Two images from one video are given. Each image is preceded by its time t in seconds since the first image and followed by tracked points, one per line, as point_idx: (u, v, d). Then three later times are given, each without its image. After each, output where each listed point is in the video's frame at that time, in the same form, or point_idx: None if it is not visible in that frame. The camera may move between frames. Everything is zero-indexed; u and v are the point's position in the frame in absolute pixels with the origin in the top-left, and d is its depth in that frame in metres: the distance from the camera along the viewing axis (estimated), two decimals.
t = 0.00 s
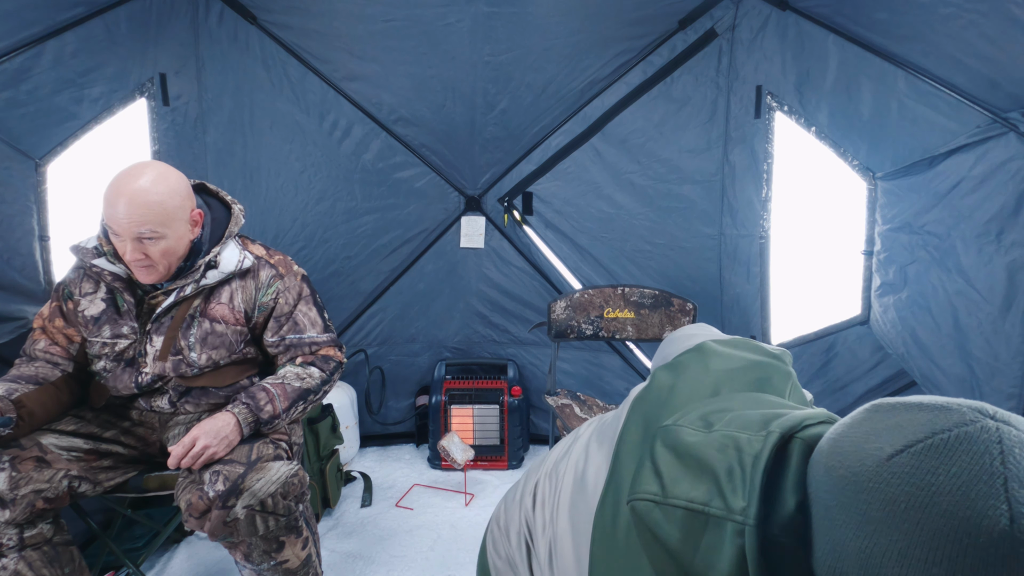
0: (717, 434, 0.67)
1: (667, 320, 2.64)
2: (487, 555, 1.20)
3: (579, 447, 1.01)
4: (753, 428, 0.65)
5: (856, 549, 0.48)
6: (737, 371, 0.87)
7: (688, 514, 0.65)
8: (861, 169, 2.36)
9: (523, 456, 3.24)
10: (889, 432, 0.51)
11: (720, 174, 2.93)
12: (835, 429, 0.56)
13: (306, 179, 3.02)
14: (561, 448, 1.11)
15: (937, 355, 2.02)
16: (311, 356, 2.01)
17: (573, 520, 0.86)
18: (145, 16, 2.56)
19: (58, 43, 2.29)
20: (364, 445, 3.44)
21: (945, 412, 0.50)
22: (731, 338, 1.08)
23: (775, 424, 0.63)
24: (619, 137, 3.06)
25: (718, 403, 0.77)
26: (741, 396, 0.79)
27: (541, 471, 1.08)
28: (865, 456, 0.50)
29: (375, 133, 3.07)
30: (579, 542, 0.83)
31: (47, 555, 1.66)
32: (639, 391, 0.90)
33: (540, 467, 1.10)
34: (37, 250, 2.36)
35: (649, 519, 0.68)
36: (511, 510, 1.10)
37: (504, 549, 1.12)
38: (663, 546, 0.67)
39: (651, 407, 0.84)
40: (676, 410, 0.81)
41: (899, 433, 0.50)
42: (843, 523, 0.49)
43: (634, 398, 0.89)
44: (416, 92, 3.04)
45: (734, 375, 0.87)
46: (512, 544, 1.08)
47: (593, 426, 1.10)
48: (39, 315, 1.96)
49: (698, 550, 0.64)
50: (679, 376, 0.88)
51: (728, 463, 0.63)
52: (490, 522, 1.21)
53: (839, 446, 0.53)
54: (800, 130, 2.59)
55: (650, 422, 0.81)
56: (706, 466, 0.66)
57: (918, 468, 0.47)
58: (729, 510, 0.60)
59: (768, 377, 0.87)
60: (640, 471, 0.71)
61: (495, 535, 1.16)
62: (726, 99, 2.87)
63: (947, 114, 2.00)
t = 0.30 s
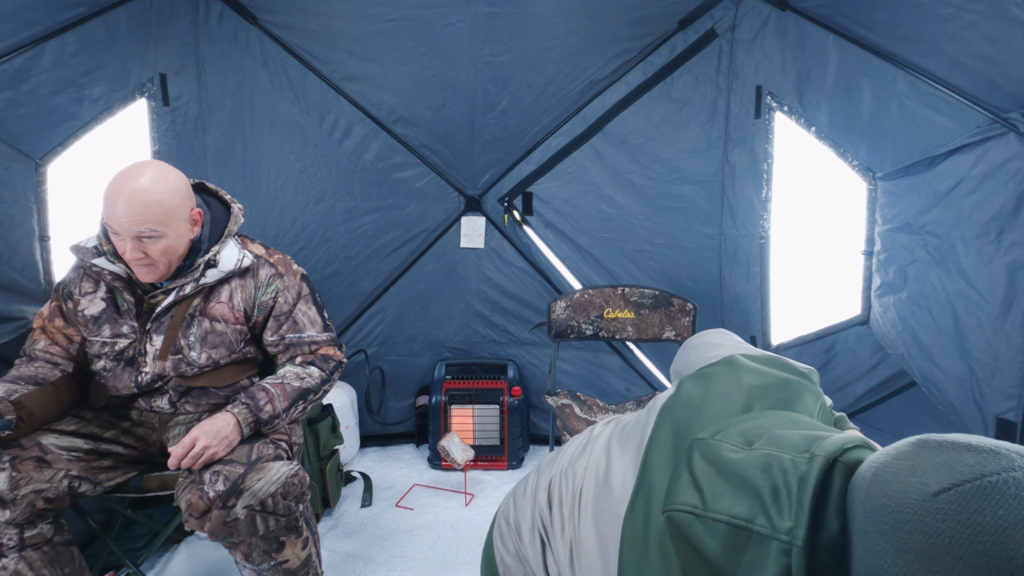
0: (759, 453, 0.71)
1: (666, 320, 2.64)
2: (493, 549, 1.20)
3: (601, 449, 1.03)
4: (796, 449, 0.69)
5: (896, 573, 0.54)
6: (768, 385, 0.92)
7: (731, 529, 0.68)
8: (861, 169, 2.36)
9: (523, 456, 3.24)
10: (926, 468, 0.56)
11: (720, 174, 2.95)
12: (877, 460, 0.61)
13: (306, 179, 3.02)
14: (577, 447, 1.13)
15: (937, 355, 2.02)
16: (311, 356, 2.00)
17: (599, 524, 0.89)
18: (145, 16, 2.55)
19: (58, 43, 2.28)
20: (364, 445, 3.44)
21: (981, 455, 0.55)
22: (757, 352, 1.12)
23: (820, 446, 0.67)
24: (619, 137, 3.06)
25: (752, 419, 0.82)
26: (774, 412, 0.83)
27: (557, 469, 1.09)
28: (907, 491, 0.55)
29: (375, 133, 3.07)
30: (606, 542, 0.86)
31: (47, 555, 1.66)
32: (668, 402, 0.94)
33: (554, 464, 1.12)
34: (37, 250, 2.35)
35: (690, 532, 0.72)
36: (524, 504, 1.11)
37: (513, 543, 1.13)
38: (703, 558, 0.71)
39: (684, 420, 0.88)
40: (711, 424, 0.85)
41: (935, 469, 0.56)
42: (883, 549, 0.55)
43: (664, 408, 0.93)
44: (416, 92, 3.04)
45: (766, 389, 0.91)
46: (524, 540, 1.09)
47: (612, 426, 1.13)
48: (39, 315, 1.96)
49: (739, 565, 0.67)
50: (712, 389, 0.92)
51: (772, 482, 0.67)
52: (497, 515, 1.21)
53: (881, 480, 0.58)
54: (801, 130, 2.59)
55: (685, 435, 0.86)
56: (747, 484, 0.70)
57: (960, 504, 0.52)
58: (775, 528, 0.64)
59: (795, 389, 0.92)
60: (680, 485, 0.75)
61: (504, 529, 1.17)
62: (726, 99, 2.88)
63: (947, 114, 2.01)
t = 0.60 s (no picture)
0: (762, 489, 0.73)
1: (666, 320, 2.64)
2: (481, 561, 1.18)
3: (597, 467, 1.02)
4: (798, 485, 0.70)
5: None
6: (766, 408, 0.92)
7: (734, 570, 0.69)
8: (861, 169, 2.36)
9: (523, 456, 3.24)
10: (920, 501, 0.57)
11: (720, 174, 2.94)
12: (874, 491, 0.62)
13: (306, 179, 3.02)
14: (570, 462, 1.11)
15: (937, 355, 2.02)
16: (307, 354, 1.98)
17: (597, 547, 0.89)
18: (145, 16, 2.55)
19: (58, 43, 2.27)
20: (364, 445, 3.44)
21: (972, 484, 0.55)
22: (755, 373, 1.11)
23: (823, 483, 0.69)
24: (619, 137, 3.06)
25: (752, 448, 0.83)
26: (773, 441, 0.84)
27: (550, 484, 1.07)
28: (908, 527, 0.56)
29: (375, 133, 3.07)
30: (603, 567, 0.86)
31: (47, 555, 1.66)
32: (667, 424, 0.94)
33: (547, 477, 1.10)
34: (37, 250, 2.35)
35: (692, 569, 0.73)
36: (516, 518, 1.08)
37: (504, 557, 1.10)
38: None
39: (683, 445, 0.88)
40: (710, 453, 0.86)
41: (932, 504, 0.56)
42: None
43: (662, 430, 0.93)
44: (416, 92, 3.04)
45: (765, 412, 0.91)
46: (516, 556, 1.07)
47: (605, 441, 1.11)
48: (38, 316, 1.96)
49: None
50: (710, 411, 0.92)
51: (777, 521, 0.69)
52: (486, 525, 1.19)
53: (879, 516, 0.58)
54: (800, 130, 2.59)
55: (684, 462, 0.86)
56: (749, 521, 0.71)
57: (963, 542, 0.54)
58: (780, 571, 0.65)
59: (794, 412, 0.92)
60: (682, 520, 0.76)
61: (494, 541, 1.14)
62: (726, 99, 2.88)
63: (947, 114, 2.00)
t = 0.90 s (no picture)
0: (783, 548, 0.64)
1: (666, 320, 2.64)
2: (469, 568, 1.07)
3: (602, 496, 0.90)
4: (824, 546, 0.62)
5: None
6: (782, 444, 0.82)
7: None
8: (861, 169, 2.36)
9: (523, 456, 3.24)
10: None
11: (720, 173, 2.95)
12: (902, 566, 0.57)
13: (306, 179, 3.02)
14: (567, 475, 1.00)
15: (936, 354, 2.03)
16: (227, 372, 1.71)
17: None
18: (145, 16, 2.52)
19: (57, 43, 2.23)
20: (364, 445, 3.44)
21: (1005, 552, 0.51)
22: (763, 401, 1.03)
23: (853, 547, 0.61)
24: (619, 137, 3.06)
25: (769, 492, 0.74)
26: (789, 485, 0.75)
27: (546, 505, 0.95)
28: None
29: (375, 133, 3.08)
30: None
31: (47, 555, 1.66)
32: (673, 457, 0.84)
33: (545, 492, 0.98)
34: (38, 250, 2.29)
35: None
36: (507, 538, 0.96)
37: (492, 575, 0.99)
38: None
39: (692, 485, 0.79)
40: (721, 492, 0.77)
41: None
42: None
43: (669, 465, 0.83)
44: (416, 92, 3.04)
45: (777, 445, 0.82)
46: None
47: (611, 460, 0.99)
48: (38, 315, 1.96)
49: None
50: (722, 445, 0.82)
51: None
52: (477, 536, 1.07)
53: None
54: (801, 130, 2.59)
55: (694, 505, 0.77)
56: None
57: None
58: None
59: (810, 448, 0.82)
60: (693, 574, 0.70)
61: (481, 556, 1.02)
62: (726, 99, 2.89)
63: (947, 114, 2.00)
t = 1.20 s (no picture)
0: (805, 559, 0.61)
1: (666, 320, 2.64)
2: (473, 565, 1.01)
3: (614, 500, 0.84)
4: (847, 559, 0.60)
5: None
6: (800, 452, 0.79)
7: None
8: (861, 169, 2.35)
9: (523, 455, 3.24)
10: None
11: (720, 174, 2.95)
12: None
13: (306, 179, 3.02)
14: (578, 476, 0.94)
15: (937, 355, 2.03)
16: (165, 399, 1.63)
17: None
18: (145, 16, 2.51)
19: (58, 43, 2.21)
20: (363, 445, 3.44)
21: None
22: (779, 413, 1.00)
23: (878, 561, 0.58)
24: (619, 137, 3.06)
25: (788, 500, 0.71)
26: (810, 494, 0.72)
27: (555, 505, 0.90)
28: None
29: (375, 133, 3.08)
30: None
31: (47, 555, 1.67)
32: (686, 462, 0.81)
33: (555, 491, 0.93)
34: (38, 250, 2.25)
35: None
36: (513, 537, 0.92)
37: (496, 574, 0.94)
38: None
39: (706, 490, 0.76)
40: (738, 500, 0.74)
41: None
42: None
43: (683, 471, 0.79)
44: (416, 92, 3.05)
45: (795, 452, 0.79)
46: None
47: (623, 462, 0.94)
48: (21, 323, 1.92)
49: None
50: (738, 452, 0.79)
51: None
52: (481, 533, 1.02)
53: None
54: (800, 130, 2.59)
55: (707, 510, 0.74)
56: None
57: None
58: None
59: (829, 458, 0.79)
60: None
61: (486, 556, 0.97)
62: (726, 99, 2.89)
63: (947, 114, 2.00)
